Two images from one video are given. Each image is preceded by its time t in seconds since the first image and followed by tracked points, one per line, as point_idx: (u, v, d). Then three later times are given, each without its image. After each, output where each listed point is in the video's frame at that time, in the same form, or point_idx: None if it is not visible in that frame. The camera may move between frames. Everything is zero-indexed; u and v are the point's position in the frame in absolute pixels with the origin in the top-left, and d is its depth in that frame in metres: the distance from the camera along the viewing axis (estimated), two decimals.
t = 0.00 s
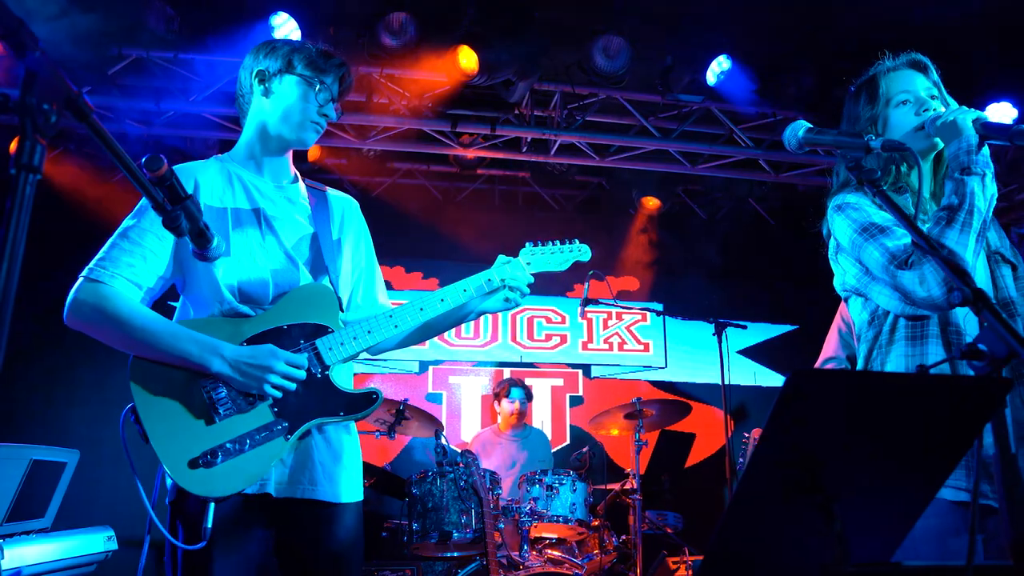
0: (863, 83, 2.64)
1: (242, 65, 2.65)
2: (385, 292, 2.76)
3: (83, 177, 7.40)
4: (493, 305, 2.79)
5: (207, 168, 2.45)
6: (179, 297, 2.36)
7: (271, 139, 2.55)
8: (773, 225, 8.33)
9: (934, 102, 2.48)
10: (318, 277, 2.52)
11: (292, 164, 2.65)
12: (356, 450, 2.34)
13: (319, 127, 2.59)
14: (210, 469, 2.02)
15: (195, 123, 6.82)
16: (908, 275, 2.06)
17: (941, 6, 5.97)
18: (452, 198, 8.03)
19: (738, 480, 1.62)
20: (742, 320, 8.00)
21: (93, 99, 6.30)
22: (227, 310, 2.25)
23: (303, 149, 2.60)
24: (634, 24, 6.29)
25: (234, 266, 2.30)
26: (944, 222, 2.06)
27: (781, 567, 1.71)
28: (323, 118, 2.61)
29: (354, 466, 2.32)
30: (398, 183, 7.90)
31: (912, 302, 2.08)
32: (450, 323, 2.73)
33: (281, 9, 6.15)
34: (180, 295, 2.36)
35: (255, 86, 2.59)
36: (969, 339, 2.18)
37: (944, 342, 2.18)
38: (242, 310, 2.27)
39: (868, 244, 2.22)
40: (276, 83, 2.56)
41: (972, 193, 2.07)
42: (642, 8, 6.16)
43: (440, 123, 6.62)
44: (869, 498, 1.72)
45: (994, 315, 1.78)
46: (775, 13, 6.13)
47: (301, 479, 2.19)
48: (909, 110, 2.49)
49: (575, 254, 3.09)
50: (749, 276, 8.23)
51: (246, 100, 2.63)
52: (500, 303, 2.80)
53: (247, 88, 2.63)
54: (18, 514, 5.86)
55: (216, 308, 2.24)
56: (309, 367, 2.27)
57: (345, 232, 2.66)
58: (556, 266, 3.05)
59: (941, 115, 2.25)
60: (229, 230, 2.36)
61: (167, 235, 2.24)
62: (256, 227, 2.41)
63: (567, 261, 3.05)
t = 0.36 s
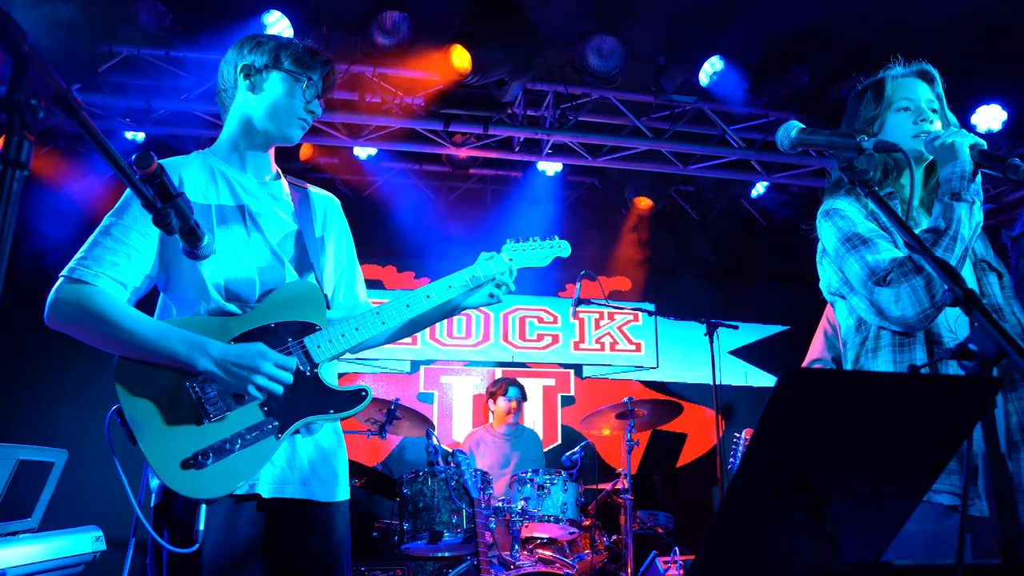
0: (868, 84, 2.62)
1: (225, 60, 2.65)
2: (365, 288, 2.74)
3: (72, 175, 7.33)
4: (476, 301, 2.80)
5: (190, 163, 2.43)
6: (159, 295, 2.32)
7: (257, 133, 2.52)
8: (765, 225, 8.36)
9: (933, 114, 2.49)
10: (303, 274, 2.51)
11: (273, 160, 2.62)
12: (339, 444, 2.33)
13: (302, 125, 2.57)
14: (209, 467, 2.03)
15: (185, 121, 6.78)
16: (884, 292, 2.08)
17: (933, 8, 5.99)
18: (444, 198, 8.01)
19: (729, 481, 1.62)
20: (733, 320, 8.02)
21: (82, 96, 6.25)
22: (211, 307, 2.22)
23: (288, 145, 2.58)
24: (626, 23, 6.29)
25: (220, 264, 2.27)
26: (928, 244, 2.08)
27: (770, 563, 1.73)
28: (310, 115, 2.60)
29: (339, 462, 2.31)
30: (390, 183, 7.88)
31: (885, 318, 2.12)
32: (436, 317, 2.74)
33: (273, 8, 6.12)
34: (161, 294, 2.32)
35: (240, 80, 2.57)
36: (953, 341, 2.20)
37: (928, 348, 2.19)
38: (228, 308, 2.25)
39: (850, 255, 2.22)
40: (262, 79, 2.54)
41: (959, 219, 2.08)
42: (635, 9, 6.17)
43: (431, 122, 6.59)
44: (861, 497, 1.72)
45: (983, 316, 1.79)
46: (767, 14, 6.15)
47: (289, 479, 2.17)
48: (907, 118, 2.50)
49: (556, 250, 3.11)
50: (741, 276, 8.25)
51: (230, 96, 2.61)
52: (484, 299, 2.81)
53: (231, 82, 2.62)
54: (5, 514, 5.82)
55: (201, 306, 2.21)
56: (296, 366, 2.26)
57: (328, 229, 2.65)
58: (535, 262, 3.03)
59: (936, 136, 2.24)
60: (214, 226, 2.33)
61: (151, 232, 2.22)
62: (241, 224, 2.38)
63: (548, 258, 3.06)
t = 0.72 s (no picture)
0: (873, 79, 2.55)
1: (203, 49, 2.60)
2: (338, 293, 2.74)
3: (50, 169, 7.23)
4: (452, 305, 2.88)
5: (169, 157, 2.39)
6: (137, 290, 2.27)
7: (235, 125, 2.50)
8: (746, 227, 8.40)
9: (924, 120, 2.51)
10: (284, 272, 2.49)
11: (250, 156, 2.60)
12: (316, 442, 2.33)
13: (283, 120, 2.57)
14: (190, 468, 2.00)
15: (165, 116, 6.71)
16: (870, 281, 2.09)
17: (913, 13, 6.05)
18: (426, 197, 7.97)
19: (709, 481, 1.62)
20: (714, 321, 8.06)
21: (60, 89, 6.21)
22: (197, 305, 2.20)
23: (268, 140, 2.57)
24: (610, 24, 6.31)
25: (202, 262, 2.25)
26: (918, 236, 2.09)
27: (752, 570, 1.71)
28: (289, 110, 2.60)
29: (317, 461, 2.31)
30: (373, 181, 7.83)
31: (865, 308, 2.12)
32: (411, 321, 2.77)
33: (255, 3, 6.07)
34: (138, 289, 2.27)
35: (218, 72, 2.54)
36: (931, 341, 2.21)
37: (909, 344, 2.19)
38: (212, 306, 2.22)
39: (833, 243, 2.23)
40: (242, 73, 2.51)
41: (950, 214, 2.11)
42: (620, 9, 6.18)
43: (415, 119, 6.61)
44: (837, 496, 1.73)
45: (962, 317, 1.82)
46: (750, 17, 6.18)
47: (272, 479, 2.16)
48: (902, 123, 2.49)
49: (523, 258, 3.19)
50: (722, 277, 8.29)
51: (207, 87, 2.57)
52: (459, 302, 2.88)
53: (209, 73, 2.57)
54: None
55: (186, 304, 2.19)
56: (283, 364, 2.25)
57: (305, 227, 2.64)
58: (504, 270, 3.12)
59: (929, 138, 2.25)
60: (195, 223, 2.30)
61: (132, 228, 2.16)
62: (222, 220, 2.36)
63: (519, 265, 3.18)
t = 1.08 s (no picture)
0: (853, 84, 2.56)
1: (191, 45, 2.56)
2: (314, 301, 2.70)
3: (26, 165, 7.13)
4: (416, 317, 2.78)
5: (152, 154, 2.38)
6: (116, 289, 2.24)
7: (216, 127, 2.47)
8: (728, 228, 8.46)
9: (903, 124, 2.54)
10: (265, 271, 2.47)
11: (232, 156, 2.58)
12: (296, 441, 2.29)
13: (265, 125, 2.53)
14: (167, 472, 1.96)
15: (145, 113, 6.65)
16: (867, 277, 2.05)
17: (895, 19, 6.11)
18: (409, 195, 7.95)
19: (689, 483, 1.63)
20: (696, 322, 8.09)
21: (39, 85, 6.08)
22: (178, 305, 2.18)
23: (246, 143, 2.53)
24: (595, 24, 6.32)
25: (182, 261, 2.22)
26: (914, 234, 2.10)
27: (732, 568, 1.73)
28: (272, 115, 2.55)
29: (295, 462, 2.28)
30: (355, 179, 7.80)
31: (857, 304, 2.07)
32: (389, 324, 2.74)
33: None
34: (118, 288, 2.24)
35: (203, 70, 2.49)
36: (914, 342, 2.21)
37: (895, 345, 2.19)
38: (193, 307, 2.20)
39: (826, 239, 2.21)
40: (226, 73, 2.47)
41: (943, 213, 2.13)
42: (605, 10, 6.18)
43: (398, 119, 6.58)
44: (822, 497, 1.73)
45: (943, 318, 1.94)
46: (734, 19, 6.21)
47: (251, 479, 2.14)
48: (883, 128, 2.52)
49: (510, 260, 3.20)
50: (704, 278, 8.35)
51: (192, 84, 2.53)
52: (425, 315, 2.79)
53: (194, 70, 2.53)
54: None
55: (167, 304, 2.16)
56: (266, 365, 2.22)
57: (286, 229, 2.63)
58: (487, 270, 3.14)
59: (917, 141, 2.31)
60: (175, 221, 2.28)
61: (113, 226, 2.13)
62: (202, 220, 2.34)
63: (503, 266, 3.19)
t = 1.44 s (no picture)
0: (813, 92, 2.64)
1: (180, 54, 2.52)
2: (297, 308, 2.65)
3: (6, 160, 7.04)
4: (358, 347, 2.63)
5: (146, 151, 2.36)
6: (105, 282, 2.25)
7: (209, 136, 2.42)
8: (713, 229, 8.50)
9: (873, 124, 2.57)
10: (251, 271, 2.44)
11: (231, 155, 2.52)
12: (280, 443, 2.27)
13: (253, 131, 2.45)
14: (136, 467, 1.96)
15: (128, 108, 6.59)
16: (857, 278, 2.09)
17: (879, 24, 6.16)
18: (394, 194, 7.92)
19: (674, 484, 1.63)
20: (680, 323, 8.12)
21: (19, 77, 6.02)
22: (160, 304, 2.17)
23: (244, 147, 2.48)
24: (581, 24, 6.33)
25: (166, 258, 2.21)
26: (897, 231, 2.11)
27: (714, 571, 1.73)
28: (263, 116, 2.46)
29: (279, 462, 2.25)
30: (340, 178, 7.77)
31: (853, 306, 2.12)
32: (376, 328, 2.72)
33: None
34: (106, 281, 2.25)
35: (189, 77, 2.43)
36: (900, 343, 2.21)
37: (880, 345, 2.20)
38: (175, 304, 2.20)
39: (815, 245, 2.24)
40: (209, 79, 2.40)
41: (922, 208, 2.15)
42: (594, 11, 6.11)
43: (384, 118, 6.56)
44: (806, 496, 1.74)
45: (925, 318, 1.90)
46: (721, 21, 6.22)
47: (227, 479, 2.11)
48: (852, 129, 2.55)
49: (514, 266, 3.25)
50: (689, 279, 8.38)
51: (183, 91, 2.48)
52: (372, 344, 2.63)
53: (183, 81, 2.48)
54: None
55: (149, 304, 2.15)
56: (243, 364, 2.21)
57: (279, 229, 2.59)
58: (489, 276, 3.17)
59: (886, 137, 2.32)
60: (162, 220, 2.25)
61: (100, 223, 2.12)
62: (190, 221, 2.31)
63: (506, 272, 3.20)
